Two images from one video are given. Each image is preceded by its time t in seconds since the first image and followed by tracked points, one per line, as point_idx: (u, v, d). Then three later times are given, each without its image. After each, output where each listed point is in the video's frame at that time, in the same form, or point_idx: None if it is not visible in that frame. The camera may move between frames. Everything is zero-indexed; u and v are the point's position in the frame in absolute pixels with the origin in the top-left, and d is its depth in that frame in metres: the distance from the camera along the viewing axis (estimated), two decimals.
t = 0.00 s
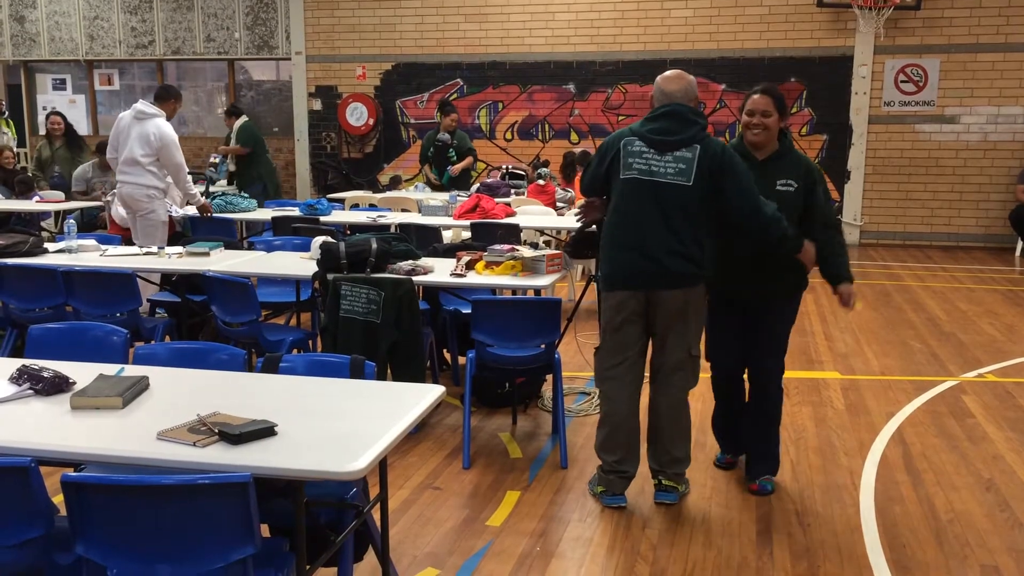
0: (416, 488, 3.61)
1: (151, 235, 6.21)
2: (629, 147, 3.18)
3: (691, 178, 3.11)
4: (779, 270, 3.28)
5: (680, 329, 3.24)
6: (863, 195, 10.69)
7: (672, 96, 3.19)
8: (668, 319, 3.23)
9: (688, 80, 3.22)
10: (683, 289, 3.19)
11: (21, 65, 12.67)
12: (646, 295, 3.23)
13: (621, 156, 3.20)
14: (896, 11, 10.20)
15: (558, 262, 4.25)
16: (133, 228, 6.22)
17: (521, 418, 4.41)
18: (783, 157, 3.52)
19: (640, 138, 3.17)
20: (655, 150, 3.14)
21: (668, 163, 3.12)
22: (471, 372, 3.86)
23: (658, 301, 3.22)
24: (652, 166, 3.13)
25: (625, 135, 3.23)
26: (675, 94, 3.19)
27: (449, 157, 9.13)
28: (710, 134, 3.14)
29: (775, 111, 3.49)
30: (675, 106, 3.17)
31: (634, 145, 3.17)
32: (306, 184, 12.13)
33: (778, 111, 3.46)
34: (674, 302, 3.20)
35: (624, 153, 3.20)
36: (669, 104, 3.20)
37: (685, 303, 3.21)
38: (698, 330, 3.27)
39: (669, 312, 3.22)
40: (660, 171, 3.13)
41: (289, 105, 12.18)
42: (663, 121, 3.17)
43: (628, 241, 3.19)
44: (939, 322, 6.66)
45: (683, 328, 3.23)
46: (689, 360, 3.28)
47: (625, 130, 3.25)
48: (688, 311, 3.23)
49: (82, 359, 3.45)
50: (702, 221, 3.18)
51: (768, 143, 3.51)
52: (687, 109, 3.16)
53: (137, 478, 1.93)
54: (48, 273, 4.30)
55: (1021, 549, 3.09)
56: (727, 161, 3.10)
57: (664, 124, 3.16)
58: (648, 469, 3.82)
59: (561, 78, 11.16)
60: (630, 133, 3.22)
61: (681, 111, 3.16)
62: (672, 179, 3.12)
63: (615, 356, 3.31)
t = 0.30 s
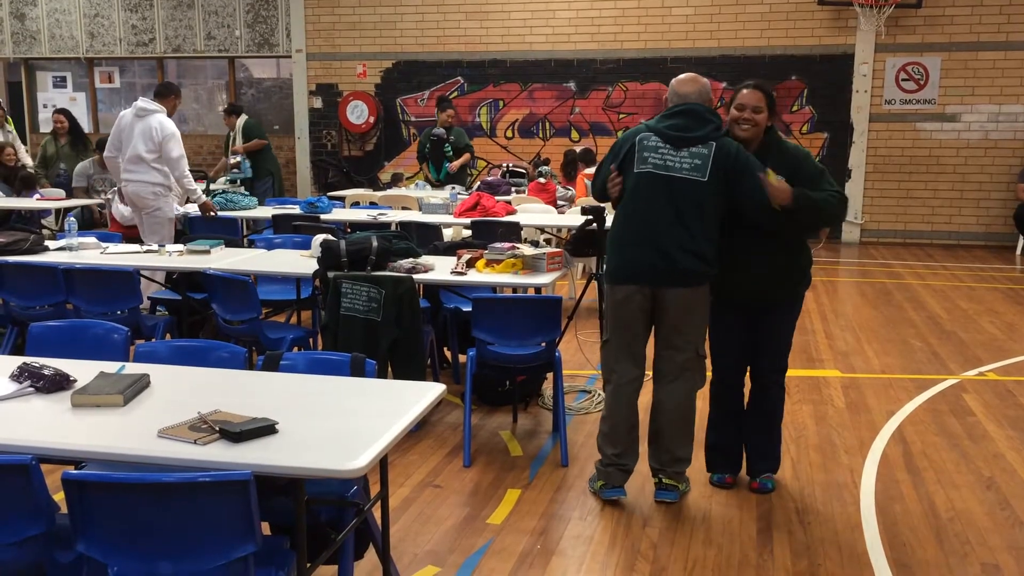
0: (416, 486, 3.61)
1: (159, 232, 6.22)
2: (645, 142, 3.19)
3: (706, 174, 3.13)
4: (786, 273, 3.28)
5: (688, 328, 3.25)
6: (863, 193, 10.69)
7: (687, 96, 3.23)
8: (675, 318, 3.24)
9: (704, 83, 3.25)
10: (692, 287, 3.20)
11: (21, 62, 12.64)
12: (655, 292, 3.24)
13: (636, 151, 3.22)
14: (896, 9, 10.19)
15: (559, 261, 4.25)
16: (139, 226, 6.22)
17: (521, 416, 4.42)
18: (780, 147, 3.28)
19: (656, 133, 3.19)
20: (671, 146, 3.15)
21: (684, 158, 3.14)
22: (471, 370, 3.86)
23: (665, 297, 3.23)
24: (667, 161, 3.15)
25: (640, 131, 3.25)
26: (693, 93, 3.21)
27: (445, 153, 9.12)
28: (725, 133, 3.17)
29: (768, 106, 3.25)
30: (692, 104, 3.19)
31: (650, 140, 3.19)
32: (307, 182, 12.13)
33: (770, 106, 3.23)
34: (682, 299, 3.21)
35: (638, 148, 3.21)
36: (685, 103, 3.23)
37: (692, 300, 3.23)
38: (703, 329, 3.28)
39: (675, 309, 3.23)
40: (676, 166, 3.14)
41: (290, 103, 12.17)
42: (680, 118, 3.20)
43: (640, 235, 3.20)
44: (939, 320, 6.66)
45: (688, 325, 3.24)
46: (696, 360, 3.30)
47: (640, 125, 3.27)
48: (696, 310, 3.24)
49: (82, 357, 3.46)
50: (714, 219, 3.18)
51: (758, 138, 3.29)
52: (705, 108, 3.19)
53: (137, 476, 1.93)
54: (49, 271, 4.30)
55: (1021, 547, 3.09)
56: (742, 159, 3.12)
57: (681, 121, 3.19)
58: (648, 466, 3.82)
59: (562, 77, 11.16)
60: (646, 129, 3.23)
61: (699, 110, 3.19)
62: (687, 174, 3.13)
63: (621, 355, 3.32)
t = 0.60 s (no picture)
0: (416, 484, 3.61)
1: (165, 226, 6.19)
2: (646, 137, 3.21)
3: (706, 170, 3.13)
4: (785, 272, 3.27)
5: (690, 326, 3.25)
6: (863, 192, 10.68)
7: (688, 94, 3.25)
8: (675, 316, 3.23)
9: (708, 84, 3.28)
10: (694, 284, 3.19)
11: (21, 60, 12.62)
12: (657, 289, 3.24)
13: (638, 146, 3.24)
14: (896, 8, 10.18)
15: (558, 259, 4.24)
16: (147, 221, 6.22)
17: (521, 415, 4.42)
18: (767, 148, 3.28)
19: (658, 128, 3.20)
20: (672, 141, 3.16)
21: (684, 154, 3.14)
22: (471, 368, 3.86)
23: (665, 294, 3.23)
24: (668, 156, 3.16)
25: (643, 127, 3.27)
26: (696, 91, 3.23)
27: (442, 150, 9.09)
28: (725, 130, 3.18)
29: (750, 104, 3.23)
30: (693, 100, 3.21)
31: (652, 135, 3.21)
32: (306, 180, 12.12)
33: (751, 103, 3.21)
34: (681, 296, 3.20)
35: (641, 143, 3.24)
36: (687, 101, 3.25)
37: (692, 297, 3.21)
38: (703, 328, 3.28)
39: (674, 306, 3.22)
40: (676, 161, 3.15)
41: (289, 101, 12.16)
42: (682, 115, 3.21)
43: (641, 229, 3.21)
44: (938, 319, 6.67)
45: (687, 322, 3.24)
46: (697, 359, 3.30)
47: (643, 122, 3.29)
48: (695, 308, 3.23)
49: (81, 355, 3.46)
50: (714, 215, 3.19)
51: (742, 136, 3.28)
52: (708, 104, 3.20)
53: (136, 474, 1.93)
54: (48, 269, 4.29)
55: (1020, 546, 3.09)
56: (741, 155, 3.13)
57: (683, 117, 3.20)
58: (647, 464, 3.82)
59: (561, 75, 11.15)
60: (648, 125, 3.25)
61: (702, 106, 3.20)
62: (687, 170, 3.14)
63: (623, 354, 3.32)
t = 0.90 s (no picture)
0: (413, 481, 3.61)
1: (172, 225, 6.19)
2: (642, 134, 3.22)
3: (700, 167, 3.13)
4: (780, 270, 3.28)
5: (687, 324, 3.24)
6: (860, 190, 10.69)
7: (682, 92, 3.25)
8: (672, 314, 3.23)
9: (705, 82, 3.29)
10: (690, 281, 3.19)
11: (16, 57, 12.57)
12: (653, 286, 3.24)
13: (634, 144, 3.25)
14: (893, 6, 10.19)
15: (556, 257, 4.23)
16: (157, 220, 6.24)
17: (518, 412, 4.42)
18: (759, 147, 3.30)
19: (653, 126, 3.21)
20: (667, 138, 3.17)
21: (679, 151, 3.15)
22: (468, 365, 3.85)
23: (662, 292, 3.23)
24: (663, 153, 3.17)
25: (638, 124, 3.27)
26: (692, 88, 3.23)
27: (433, 147, 9.13)
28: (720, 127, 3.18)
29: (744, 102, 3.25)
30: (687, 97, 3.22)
31: (647, 132, 3.21)
32: (303, 177, 12.11)
33: (745, 101, 3.23)
34: (677, 294, 3.20)
35: (636, 140, 3.24)
36: (682, 98, 3.25)
37: (688, 295, 3.21)
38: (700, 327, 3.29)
39: (670, 304, 3.22)
40: (671, 158, 3.16)
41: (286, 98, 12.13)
42: (678, 112, 3.21)
43: (638, 227, 3.22)
44: (935, 316, 6.68)
45: (683, 321, 3.23)
46: (694, 356, 3.30)
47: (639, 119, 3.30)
48: (691, 306, 3.23)
49: (76, 353, 3.45)
50: (710, 213, 3.19)
51: (736, 134, 3.29)
52: (703, 101, 3.20)
53: (133, 471, 1.93)
54: (44, 266, 4.29)
55: (1016, 543, 3.10)
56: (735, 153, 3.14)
57: (678, 114, 3.20)
58: (644, 462, 3.83)
59: (559, 72, 11.14)
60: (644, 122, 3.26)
61: (697, 103, 3.20)
62: (682, 167, 3.14)
63: (620, 352, 3.32)
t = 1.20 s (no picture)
0: (410, 479, 3.61)
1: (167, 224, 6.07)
2: (636, 133, 3.24)
3: (692, 167, 3.14)
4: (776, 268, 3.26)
5: (681, 322, 3.25)
6: (857, 187, 10.70)
7: (678, 90, 3.26)
8: (666, 312, 3.25)
9: (707, 80, 3.28)
10: (683, 280, 3.20)
11: (13, 55, 12.53)
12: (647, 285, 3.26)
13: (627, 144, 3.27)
14: (890, 4, 10.19)
15: (553, 254, 4.23)
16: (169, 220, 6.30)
17: (515, 410, 4.42)
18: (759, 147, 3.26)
19: (647, 125, 3.23)
20: (659, 137, 3.18)
21: (671, 150, 3.16)
22: (465, 363, 3.85)
23: (656, 290, 3.25)
24: (656, 153, 3.18)
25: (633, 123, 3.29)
26: (690, 87, 3.24)
27: (426, 143, 9.37)
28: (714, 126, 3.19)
29: (749, 100, 3.21)
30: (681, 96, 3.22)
31: (640, 132, 3.23)
32: (300, 176, 12.09)
33: (750, 100, 3.19)
34: (671, 292, 3.21)
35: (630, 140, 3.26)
36: (677, 96, 3.26)
37: (682, 294, 3.22)
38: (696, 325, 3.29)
39: (665, 302, 3.24)
40: (664, 158, 3.17)
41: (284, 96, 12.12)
42: (672, 111, 3.23)
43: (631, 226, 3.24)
44: (932, 314, 6.69)
45: (677, 320, 3.24)
46: (691, 352, 3.30)
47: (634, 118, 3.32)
48: (686, 304, 3.23)
49: (73, 351, 3.45)
50: (703, 212, 3.19)
51: (739, 132, 3.27)
52: (697, 100, 3.20)
53: (129, 469, 1.93)
54: (40, 264, 4.27)
55: (1012, 540, 3.10)
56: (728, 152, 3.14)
57: (672, 114, 3.21)
58: (641, 460, 3.83)
59: (556, 70, 11.14)
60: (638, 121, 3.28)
61: (692, 102, 3.21)
62: (674, 166, 3.15)
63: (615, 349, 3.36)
